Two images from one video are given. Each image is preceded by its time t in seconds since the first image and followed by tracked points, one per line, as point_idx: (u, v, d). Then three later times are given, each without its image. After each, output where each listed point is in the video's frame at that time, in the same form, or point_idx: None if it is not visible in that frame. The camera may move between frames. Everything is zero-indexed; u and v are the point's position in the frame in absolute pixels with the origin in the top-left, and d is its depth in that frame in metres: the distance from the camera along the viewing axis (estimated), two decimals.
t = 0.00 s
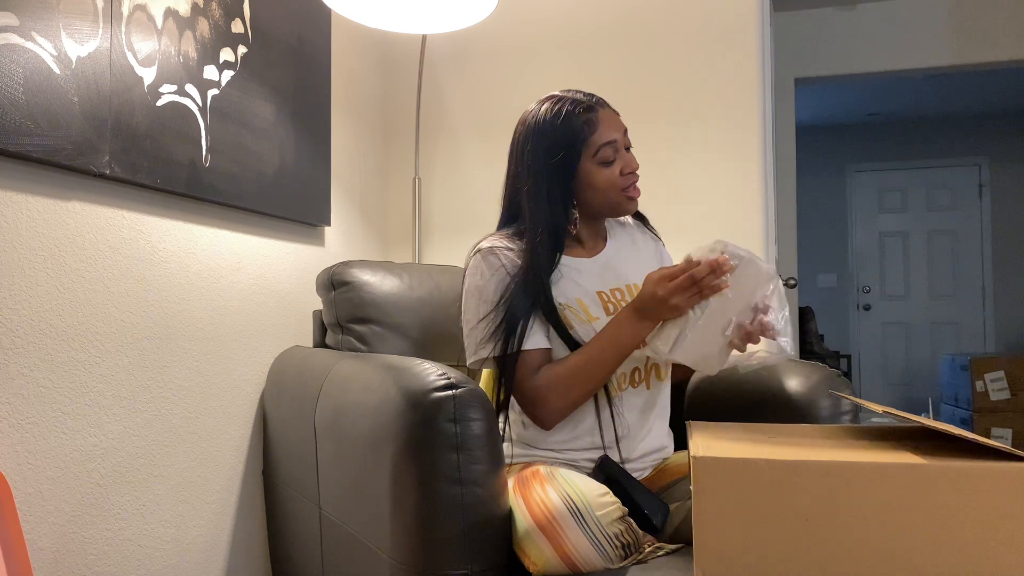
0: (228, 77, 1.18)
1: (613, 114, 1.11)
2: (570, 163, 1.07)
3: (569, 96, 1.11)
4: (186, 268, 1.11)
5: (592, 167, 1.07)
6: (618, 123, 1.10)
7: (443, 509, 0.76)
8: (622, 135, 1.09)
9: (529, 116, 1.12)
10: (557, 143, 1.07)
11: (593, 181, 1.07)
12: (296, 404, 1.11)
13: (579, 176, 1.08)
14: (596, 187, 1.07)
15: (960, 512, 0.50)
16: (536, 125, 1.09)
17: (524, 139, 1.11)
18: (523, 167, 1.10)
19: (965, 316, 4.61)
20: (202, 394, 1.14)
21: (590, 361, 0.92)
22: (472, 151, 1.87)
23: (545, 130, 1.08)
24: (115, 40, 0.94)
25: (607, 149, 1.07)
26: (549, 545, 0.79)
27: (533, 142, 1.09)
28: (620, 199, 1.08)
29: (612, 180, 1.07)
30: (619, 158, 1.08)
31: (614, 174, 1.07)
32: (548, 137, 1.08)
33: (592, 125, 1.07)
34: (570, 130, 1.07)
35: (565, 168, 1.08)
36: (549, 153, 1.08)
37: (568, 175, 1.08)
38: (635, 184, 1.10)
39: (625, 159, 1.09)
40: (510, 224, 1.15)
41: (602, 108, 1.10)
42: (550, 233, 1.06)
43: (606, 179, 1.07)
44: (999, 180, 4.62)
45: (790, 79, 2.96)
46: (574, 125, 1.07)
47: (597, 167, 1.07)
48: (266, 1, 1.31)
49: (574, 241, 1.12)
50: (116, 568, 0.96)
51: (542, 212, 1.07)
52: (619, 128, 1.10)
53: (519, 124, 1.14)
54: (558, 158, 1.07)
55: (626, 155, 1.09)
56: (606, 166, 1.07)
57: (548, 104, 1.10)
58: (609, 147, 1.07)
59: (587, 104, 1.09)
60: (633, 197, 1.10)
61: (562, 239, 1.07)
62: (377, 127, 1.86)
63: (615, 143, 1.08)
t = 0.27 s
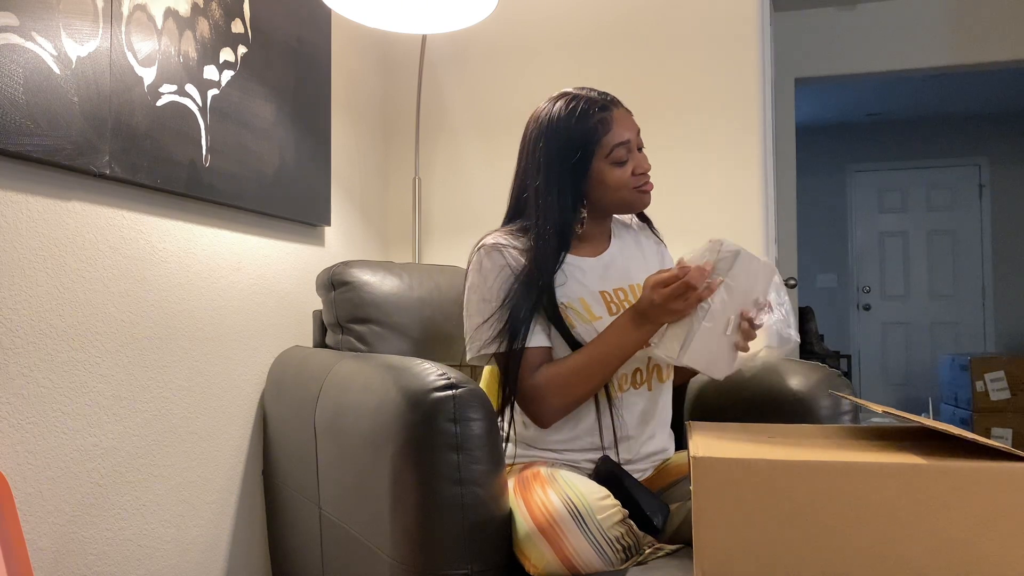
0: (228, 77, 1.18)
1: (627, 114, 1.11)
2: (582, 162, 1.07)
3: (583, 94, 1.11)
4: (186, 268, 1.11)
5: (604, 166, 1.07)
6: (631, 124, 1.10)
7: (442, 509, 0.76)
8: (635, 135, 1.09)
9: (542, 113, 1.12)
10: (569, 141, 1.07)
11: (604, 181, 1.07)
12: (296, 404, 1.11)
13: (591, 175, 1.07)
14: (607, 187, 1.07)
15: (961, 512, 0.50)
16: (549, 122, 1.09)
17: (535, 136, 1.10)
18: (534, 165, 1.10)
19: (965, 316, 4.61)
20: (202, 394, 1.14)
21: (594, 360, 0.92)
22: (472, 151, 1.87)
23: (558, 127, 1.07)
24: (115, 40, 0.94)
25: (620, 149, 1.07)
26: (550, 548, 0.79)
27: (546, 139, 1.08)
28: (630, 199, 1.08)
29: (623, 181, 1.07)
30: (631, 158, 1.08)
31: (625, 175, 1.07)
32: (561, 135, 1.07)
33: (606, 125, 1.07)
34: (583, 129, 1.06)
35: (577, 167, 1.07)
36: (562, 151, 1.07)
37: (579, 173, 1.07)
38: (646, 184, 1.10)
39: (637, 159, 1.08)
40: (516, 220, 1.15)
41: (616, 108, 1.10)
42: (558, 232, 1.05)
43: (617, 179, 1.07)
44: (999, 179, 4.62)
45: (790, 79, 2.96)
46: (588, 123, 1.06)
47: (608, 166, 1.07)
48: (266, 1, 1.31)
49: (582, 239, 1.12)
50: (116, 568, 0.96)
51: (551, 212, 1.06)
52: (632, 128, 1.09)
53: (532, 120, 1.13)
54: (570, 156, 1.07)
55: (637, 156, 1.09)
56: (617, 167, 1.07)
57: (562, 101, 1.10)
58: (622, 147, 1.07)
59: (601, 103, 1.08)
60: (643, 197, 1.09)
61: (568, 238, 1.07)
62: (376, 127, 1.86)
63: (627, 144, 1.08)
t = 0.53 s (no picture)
0: (228, 77, 1.18)
1: (632, 114, 1.11)
2: (585, 159, 1.07)
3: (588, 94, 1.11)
4: (186, 268, 1.11)
5: (607, 165, 1.07)
6: (636, 124, 1.10)
7: (443, 509, 0.76)
8: (639, 135, 1.09)
9: (548, 112, 1.12)
10: (574, 139, 1.07)
11: (606, 179, 1.07)
12: (296, 404, 1.11)
13: (592, 173, 1.08)
14: (609, 185, 1.07)
15: (962, 512, 0.50)
16: (555, 121, 1.09)
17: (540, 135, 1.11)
18: (539, 163, 1.10)
19: (965, 316, 4.61)
20: (202, 394, 1.14)
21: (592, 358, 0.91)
22: (472, 151, 1.87)
23: (563, 126, 1.08)
24: (115, 40, 0.94)
25: (624, 148, 1.07)
26: (553, 545, 0.79)
27: (550, 137, 1.09)
28: (633, 197, 1.08)
29: (626, 179, 1.07)
30: (635, 157, 1.08)
31: (628, 173, 1.07)
32: (565, 133, 1.07)
33: (610, 123, 1.07)
34: (588, 126, 1.07)
35: (579, 165, 1.08)
36: (565, 149, 1.07)
37: (581, 171, 1.08)
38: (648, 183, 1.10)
39: (641, 158, 1.08)
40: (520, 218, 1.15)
41: (620, 108, 1.10)
42: (560, 229, 1.05)
43: (620, 177, 1.07)
44: (999, 179, 4.62)
45: (790, 80, 2.96)
46: (592, 121, 1.06)
47: (612, 165, 1.07)
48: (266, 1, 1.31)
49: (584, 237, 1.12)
50: (116, 568, 0.96)
51: (553, 209, 1.07)
52: (637, 128, 1.09)
53: (538, 119, 1.13)
54: (574, 154, 1.07)
55: (642, 155, 1.09)
56: (620, 165, 1.07)
57: (567, 101, 1.10)
58: (626, 146, 1.07)
59: (606, 103, 1.08)
60: (646, 196, 1.09)
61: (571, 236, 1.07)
62: (376, 127, 1.86)
63: (631, 143, 1.07)
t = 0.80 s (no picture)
0: (228, 77, 1.18)
1: (613, 110, 1.11)
2: (568, 155, 1.07)
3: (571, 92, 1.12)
4: (186, 268, 1.12)
5: (590, 160, 1.07)
6: (618, 119, 1.11)
7: (443, 510, 0.76)
8: (621, 130, 1.10)
9: (532, 110, 1.13)
10: (557, 136, 1.07)
11: (589, 173, 1.07)
12: (296, 404, 1.11)
13: (577, 168, 1.07)
14: (592, 179, 1.07)
15: (961, 511, 0.50)
16: (538, 119, 1.10)
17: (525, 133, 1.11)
18: (524, 161, 1.11)
19: (966, 316, 4.61)
20: (202, 394, 1.14)
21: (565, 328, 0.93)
22: (472, 151, 1.87)
23: (545, 124, 1.08)
24: (115, 40, 0.94)
25: (605, 143, 1.07)
26: (548, 549, 0.78)
27: (534, 134, 1.09)
28: (617, 193, 1.08)
29: (608, 173, 1.07)
30: (617, 152, 1.08)
31: (610, 167, 1.07)
32: (548, 130, 1.08)
33: (591, 119, 1.08)
34: (570, 123, 1.07)
35: (564, 160, 1.07)
36: (548, 145, 1.08)
37: (566, 167, 1.07)
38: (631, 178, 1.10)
39: (622, 153, 1.09)
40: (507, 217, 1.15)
41: (602, 105, 1.11)
42: (544, 225, 1.06)
43: (602, 171, 1.07)
44: (999, 179, 4.62)
45: (790, 80, 2.96)
46: (573, 118, 1.07)
47: (595, 160, 1.07)
48: (266, 1, 1.31)
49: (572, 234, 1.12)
50: (116, 568, 0.96)
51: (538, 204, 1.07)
52: (618, 124, 1.10)
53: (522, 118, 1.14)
54: (558, 150, 1.07)
55: (624, 150, 1.09)
56: (602, 160, 1.07)
57: (550, 98, 1.11)
58: (607, 140, 1.07)
59: (587, 99, 1.09)
60: (629, 191, 1.10)
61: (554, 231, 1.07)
62: (377, 127, 1.86)
63: (613, 137, 1.08)
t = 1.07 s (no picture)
0: (228, 77, 1.18)
1: (611, 112, 1.14)
2: (573, 156, 1.08)
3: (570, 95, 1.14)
4: (186, 268, 1.11)
5: (593, 160, 1.09)
6: (617, 121, 1.13)
7: (443, 509, 0.76)
8: (621, 132, 1.12)
9: (531, 114, 1.14)
10: (561, 137, 1.09)
11: (593, 174, 1.09)
12: (296, 404, 1.11)
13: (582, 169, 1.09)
14: (596, 180, 1.09)
15: (962, 511, 0.50)
16: (541, 121, 1.11)
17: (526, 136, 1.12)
18: (527, 162, 1.11)
19: (965, 316, 4.61)
20: (202, 394, 1.14)
21: (555, 311, 0.94)
22: (472, 151, 1.87)
23: (549, 125, 1.09)
24: (115, 40, 0.94)
25: (608, 144, 1.09)
26: (548, 544, 0.79)
27: (538, 137, 1.10)
28: (618, 192, 1.10)
29: (612, 174, 1.09)
30: (618, 153, 1.10)
31: (614, 168, 1.09)
32: (553, 132, 1.09)
33: (594, 120, 1.09)
34: (574, 124, 1.09)
35: (569, 161, 1.08)
36: (553, 147, 1.09)
37: (570, 168, 1.09)
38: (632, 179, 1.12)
39: (624, 155, 1.11)
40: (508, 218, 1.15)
41: (602, 107, 1.13)
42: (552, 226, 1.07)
43: (606, 172, 1.09)
44: (999, 179, 4.62)
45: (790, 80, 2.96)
46: (578, 119, 1.09)
47: (598, 160, 1.09)
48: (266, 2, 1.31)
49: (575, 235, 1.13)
50: (116, 568, 0.96)
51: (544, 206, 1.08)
52: (618, 125, 1.12)
53: (520, 122, 1.15)
54: (562, 151, 1.08)
55: (624, 151, 1.12)
56: (606, 160, 1.09)
57: (550, 101, 1.12)
58: (610, 141, 1.09)
59: (588, 102, 1.11)
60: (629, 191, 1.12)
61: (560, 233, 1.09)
62: (377, 127, 1.86)
63: (615, 138, 1.10)
